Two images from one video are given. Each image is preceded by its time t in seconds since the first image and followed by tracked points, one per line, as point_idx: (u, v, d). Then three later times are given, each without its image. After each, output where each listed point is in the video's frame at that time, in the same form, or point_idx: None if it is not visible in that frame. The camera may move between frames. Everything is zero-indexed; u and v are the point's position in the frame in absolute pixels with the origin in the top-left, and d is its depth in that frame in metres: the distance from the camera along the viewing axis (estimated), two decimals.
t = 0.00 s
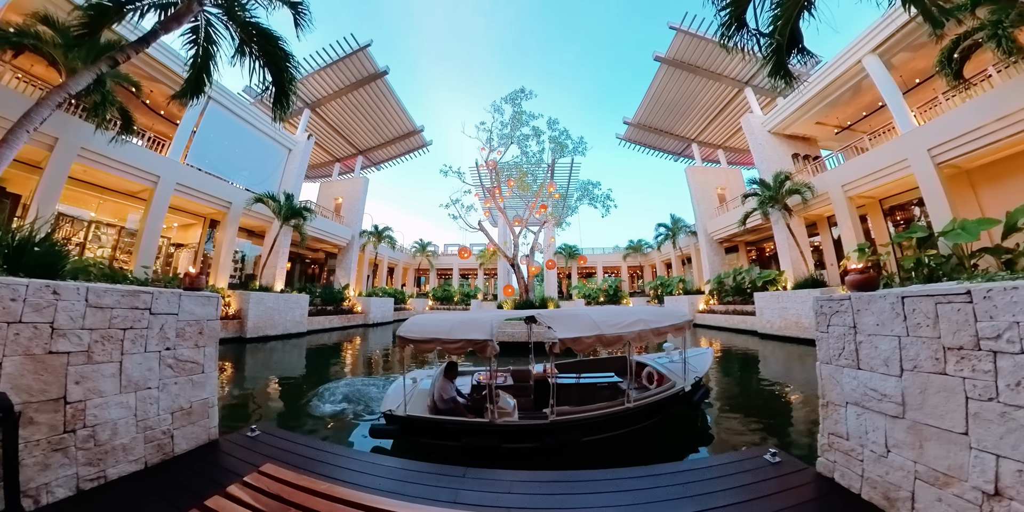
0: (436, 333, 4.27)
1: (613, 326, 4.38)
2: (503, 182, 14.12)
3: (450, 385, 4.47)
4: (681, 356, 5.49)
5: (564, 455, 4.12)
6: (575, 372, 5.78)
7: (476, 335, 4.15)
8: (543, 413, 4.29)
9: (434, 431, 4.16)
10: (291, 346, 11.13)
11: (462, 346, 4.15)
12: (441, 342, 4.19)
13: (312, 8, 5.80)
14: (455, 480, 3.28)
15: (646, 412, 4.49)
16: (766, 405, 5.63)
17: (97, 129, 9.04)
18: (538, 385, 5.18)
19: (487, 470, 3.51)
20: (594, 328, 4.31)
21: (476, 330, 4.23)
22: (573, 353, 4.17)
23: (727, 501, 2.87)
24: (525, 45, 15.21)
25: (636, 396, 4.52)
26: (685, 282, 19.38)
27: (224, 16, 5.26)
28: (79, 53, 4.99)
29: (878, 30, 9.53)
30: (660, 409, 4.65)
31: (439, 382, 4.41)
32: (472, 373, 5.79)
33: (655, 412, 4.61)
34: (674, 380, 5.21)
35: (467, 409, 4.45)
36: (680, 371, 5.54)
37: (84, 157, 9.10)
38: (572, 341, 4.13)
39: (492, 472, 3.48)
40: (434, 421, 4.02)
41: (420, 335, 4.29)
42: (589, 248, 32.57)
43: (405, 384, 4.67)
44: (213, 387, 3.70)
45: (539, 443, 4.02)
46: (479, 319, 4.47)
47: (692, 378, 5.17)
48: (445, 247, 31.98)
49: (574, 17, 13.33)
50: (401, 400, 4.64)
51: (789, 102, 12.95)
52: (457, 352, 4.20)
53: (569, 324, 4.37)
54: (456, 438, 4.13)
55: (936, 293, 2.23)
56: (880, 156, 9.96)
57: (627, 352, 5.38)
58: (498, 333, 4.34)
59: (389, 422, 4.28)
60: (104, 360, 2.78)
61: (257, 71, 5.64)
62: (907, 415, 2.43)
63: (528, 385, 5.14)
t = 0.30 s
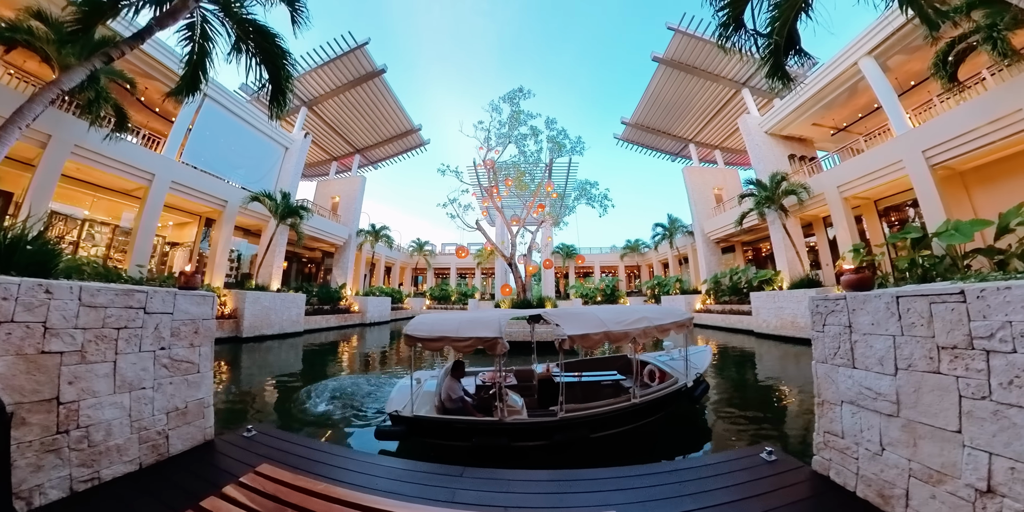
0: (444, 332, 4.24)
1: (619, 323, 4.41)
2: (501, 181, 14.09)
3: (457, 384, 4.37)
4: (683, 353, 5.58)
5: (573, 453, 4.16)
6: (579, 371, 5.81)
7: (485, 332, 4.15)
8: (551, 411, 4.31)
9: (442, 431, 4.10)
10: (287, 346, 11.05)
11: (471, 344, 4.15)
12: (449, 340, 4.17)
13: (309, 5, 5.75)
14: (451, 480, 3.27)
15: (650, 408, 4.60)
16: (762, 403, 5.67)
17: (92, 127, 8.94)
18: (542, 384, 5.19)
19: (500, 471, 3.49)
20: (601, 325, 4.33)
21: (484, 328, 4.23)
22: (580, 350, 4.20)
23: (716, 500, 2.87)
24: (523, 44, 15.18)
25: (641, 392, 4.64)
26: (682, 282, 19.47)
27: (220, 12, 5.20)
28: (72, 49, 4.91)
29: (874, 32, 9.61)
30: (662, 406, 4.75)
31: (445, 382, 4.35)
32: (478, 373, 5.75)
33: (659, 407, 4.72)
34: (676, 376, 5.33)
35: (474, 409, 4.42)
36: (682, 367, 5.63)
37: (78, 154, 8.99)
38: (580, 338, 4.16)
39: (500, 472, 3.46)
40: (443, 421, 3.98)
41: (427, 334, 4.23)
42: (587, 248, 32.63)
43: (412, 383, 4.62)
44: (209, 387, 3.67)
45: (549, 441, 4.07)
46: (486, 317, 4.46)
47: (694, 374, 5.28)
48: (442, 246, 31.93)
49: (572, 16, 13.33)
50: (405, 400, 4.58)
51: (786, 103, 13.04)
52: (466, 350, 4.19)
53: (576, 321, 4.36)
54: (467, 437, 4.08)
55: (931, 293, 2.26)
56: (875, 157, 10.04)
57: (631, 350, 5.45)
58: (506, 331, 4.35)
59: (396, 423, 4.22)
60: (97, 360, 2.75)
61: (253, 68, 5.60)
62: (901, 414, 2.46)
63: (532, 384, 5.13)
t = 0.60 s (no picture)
0: (453, 331, 4.23)
1: (625, 321, 4.46)
2: (498, 181, 14.08)
3: (465, 384, 4.36)
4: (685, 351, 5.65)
5: (582, 450, 4.23)
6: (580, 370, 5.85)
7: (495, 331, 4.15)
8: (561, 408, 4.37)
9: (449, 432, 4.06)
10: (283, 345, 10.97)
11: (481, 342, 4.13)
12: (460, 339, 4.17)
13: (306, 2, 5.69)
14: (445, 479, 3.27)
15: (656, 403, 4.70)
16: (758, 402, 5.71)
17: (85, 124, 8.82)
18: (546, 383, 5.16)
19: (509, 470, 3.48)
20: (608, 323, 4.36)
21: (494, 326, 4.24)
22: (587, 346, 4.24)
23: (706, 499, 2.88)
24: (521, 43, 15.14)
25: (648, 389, 4.72)
26: (678, 282, 19.56)
27: (216, 9, 5.14)
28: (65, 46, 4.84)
29: (870, 35, 9.70)
30: (659, 405, 4.76)
31: (453, 380, 4.33)
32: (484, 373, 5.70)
33: (663, 404, 4.81)
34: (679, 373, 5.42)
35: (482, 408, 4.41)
36: (682, 366, 5.73)
37: (71, 152, 8.88)
38: (589, 335, 4.21)
39: (509, 472, 3.45)
40: (452, 421, 3.93)
41: (436, 332, 4.20)
42: (584, 248, 32.73)
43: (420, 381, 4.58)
44: (203, 387, 3.63)
45: (560, 439, 4.13)
46: (493, 315, 4.46)
47: (695, 371, 5.38)
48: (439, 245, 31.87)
49: (570, 15, 13.35)
50: (414, 401, 4.46)
51: (782, 105, 13.14)
52: (477, 348, 4.18)
53: (583, 320, 4.39)
54: (475, 438, 4.06)
55: (924, 293, 2.29)
56: (870, 159, 10.15)
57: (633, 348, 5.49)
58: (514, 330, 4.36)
59: (403, 425, 4.09)
60: (91, 360, 2.72)
61: (249, 66, 5.55)
62: (894, 413, 2.49)
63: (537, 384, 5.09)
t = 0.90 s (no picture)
0: (463, 331, 4.21)
1: (631, 320, 4.54)
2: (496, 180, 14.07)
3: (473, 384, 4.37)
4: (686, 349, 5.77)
5: (594, 447, 4.26)
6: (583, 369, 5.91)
7: (506, 331, 4.15)
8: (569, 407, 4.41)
9: (460, 434, 4.02)
10: (278, 345, 10.89)
11: (493, 342, 4.13)
12: (470, 339, 4.15)
13: None
14: (437, 478, 3.28)
15: (659, 400, 4.81)
16: (754, 402, 5.76)
17: (78, 121, 8.70)
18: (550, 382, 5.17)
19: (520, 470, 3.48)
20: (615, 322, 4.40)
21: (504, 326, 4.24)
22: (595, 345, 4.26)
23: (695, 499, 2.89)
24: (519, 42, 15.12)
25: (652, 386, 4.83)
26: (675, 282, 19.67)
27: (211, 6, 5.08)
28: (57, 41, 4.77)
29: (864, 38, 9.82)
30: (657, 405, 4.79)
31: (462, 381, 4.34)
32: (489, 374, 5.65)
33: (666, 401, 4.90)
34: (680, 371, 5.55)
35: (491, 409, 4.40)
36: (684, 363, 5.89)
37: (63, 149, 8.75)
38: (598, 334, 4.24)
39: (521, 472, 3.44)
40: (462, 422, 3.90)
41: (446, 333, 4.16)
42: (581, 248, 32.83)
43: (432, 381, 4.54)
44: (198, 387, 3.59)
45: (570, 436, 4.16)
46: (502, 316, 4.46)
47: (697, 368, 5.55)
48: (436, 245, 31.79)
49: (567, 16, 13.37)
50: (423, 403, 4.45)
51: (778, 106, 13.25)
52: (488, 348, 4.18)
53: (590, 319, 4.41)
54: (487, 439, 4.03)
55: (915, 294, 2.32)
56: (863, 160, 10.28)
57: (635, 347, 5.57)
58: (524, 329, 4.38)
59: (413, 427, 4.04)
60: (83, 360, 2.68)
61: (245, 63, 5.50)
62: (886, 412, 2.52)
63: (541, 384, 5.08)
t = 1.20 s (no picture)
0: (475, 332, 4.18)
1: (639, 320, 4.62)
2: (492, 180, 14.07)
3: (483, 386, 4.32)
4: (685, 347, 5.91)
5: (604, 445, 4.31)
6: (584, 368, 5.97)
7: (519, 332, 4.16)
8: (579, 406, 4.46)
9: (471, 436, 3.98)
10: (274, 345, 10.82)
11: (506, 344, 4.12)
12: (483, 341, 4.13)
13: None
14: (430, 478, 3.28)
15: (663, 397, 4.94)
16: (749, 401, 5.82)
17: (69, 117, 8.56)
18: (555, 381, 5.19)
19: (535, 469, 3.49)
20: (623, 322, 4.46)
21: (516, 327, 4.23)
22: (606, 345, 4.29)
23: (682, 499, 2.89)
24: (517, 41, 15.09)
25: (657, 383, 4.96)
26: (671, 282, 19.78)
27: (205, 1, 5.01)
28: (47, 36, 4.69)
29: (858, 42, 9.94)
30: (653, 405, 4.83)
31: (473, 381, 4.29)
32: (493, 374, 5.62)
33: (668, 397, 5.03)
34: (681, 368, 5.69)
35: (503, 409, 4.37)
36: (685, 360, 6.10)
37: (54, 146, 8.60)
38: (609, 334, 4.26)
39: (536, 470, 3.46)
40: (475, 425, 3.87)
41: (458, 335, 4.14)
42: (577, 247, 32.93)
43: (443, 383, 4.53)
44: (192, 387, 3.56)
45: (579, 435, 4.22)
46: (513, 316, 4.45)
47: (698, 365, 5.72)
48: (433, 244, 31.71)
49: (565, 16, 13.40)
50: (433, 407, 4.36)
51: (773, 108, 13.36)
52: (501, 349, 4.16)
53: (599, 319, 4.44)
54: (498, 440, 4.00)
55: (906, 294, 2.36)
56: (857, 162, 10.40)
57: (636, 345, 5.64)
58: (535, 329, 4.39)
59: (423, 432, 3.94)
60: (75, 360, 2.64)
61: (240, 60, 5.44)
62: (878, 410, 2.56)
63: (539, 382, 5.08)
